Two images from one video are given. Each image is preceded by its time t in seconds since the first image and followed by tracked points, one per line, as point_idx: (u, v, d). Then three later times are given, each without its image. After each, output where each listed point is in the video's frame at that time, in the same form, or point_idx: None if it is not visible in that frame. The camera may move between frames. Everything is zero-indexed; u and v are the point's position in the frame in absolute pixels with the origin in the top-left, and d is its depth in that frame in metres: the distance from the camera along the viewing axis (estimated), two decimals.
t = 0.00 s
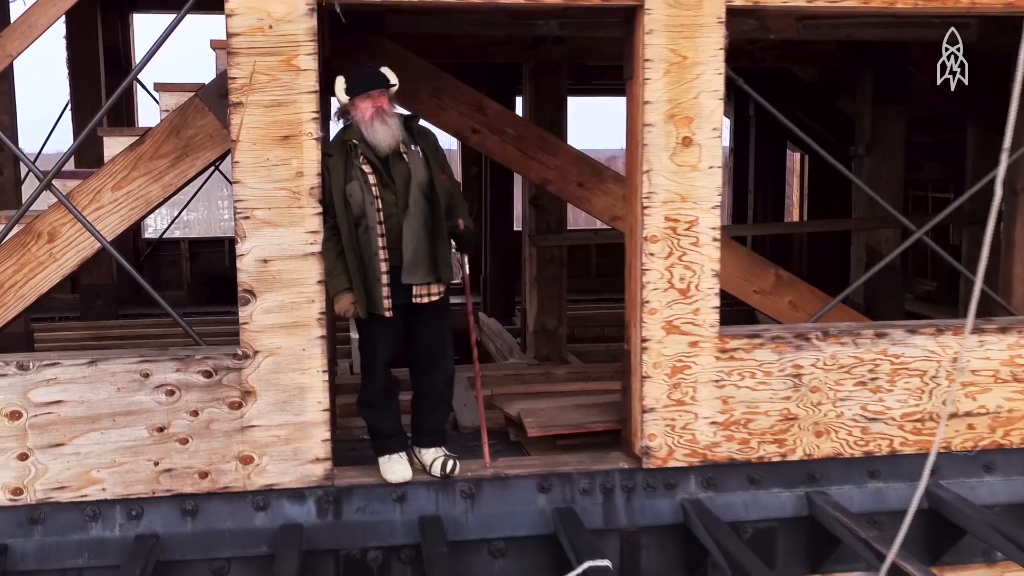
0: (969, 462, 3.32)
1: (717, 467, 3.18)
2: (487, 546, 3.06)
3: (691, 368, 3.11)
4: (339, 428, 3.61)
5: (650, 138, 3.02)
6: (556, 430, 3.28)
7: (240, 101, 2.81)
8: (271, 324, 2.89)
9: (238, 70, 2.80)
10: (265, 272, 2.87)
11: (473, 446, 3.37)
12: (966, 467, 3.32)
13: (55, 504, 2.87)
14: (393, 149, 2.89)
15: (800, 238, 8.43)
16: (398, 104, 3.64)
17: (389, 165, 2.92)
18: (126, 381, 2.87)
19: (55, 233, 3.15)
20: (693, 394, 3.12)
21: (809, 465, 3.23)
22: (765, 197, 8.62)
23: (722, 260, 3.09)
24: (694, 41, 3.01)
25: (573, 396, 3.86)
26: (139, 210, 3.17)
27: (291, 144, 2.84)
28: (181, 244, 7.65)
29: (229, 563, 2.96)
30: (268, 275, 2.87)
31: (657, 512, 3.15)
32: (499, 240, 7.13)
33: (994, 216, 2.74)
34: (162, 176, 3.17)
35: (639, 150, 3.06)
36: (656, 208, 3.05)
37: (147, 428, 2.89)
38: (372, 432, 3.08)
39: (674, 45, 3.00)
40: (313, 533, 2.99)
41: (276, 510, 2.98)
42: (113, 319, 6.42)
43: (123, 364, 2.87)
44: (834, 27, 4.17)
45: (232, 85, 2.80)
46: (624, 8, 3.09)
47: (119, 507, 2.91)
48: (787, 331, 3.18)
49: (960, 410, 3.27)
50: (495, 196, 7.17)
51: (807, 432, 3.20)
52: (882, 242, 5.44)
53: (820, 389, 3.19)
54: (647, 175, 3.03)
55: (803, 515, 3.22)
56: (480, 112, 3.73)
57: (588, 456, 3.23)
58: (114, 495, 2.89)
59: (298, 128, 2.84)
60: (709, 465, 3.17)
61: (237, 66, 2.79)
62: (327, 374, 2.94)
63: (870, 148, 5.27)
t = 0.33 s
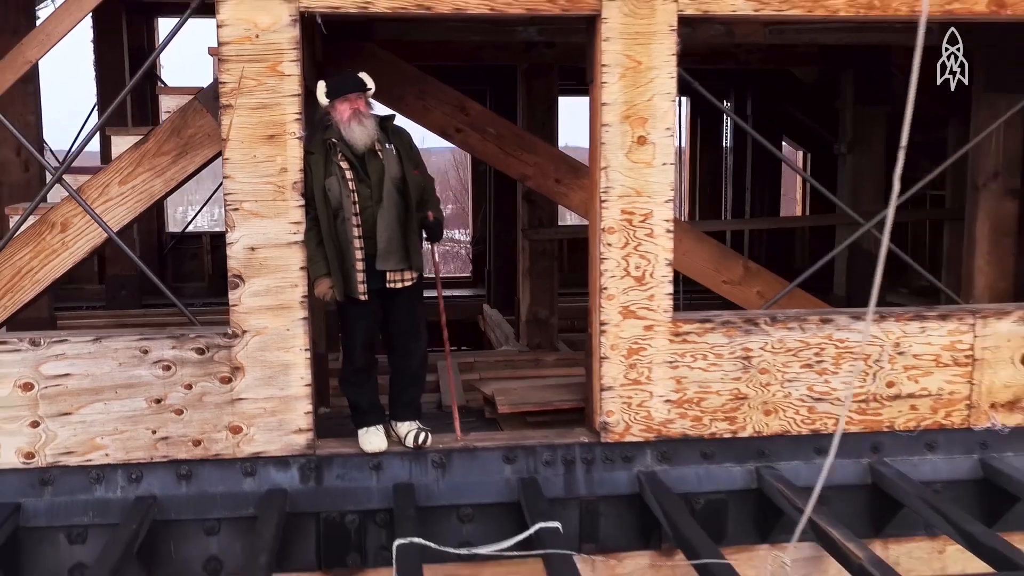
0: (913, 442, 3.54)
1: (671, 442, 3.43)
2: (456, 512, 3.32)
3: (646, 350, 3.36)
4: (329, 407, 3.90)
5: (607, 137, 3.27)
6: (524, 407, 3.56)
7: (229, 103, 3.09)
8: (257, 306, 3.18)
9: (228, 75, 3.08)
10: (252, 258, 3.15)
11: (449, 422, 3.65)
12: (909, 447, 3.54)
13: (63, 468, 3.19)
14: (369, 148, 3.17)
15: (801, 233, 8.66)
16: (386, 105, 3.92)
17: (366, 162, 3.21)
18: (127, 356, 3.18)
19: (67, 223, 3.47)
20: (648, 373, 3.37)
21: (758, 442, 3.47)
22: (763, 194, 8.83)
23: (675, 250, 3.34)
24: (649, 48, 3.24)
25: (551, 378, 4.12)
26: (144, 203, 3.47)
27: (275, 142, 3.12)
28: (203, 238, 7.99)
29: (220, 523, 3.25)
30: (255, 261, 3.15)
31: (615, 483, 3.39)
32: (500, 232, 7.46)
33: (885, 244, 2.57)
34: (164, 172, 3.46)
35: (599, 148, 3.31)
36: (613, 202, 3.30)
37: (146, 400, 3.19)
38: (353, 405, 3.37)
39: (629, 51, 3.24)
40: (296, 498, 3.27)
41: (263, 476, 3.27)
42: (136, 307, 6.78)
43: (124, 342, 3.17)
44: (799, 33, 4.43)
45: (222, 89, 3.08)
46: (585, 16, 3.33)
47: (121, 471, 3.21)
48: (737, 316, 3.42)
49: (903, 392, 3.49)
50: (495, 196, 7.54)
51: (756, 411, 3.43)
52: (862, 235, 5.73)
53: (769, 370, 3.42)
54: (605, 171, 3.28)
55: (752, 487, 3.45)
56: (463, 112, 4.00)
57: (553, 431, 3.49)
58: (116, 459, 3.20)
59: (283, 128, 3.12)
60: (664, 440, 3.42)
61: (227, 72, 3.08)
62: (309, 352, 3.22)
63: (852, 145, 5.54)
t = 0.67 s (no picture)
0: (851, 419, 3.80)
1: (623, 416, 3.72)
2: (424, 478, 3.64)
3: (599, 331, 3.66)
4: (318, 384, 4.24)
5: (563, 135, 3.56)
6: (491, 383, 3.87)
7: (218, 105, 3.42)
8: (243, 288, 3.51)
9: (217, 80, 3.41)
10: (239, 245, 3.48)
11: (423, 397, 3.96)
12: (848, 423, 3.80)
13: (70, 432, 3.55)
14: (344, 145, 3.51)
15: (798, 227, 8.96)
16: (372, 106, 4.26)
17: (342, 158, 3.54)
18: (127, 333, 3.53)
19: (78, 213, 3.83)
20: (602, 352, 3.67)
21: (705, 417, 3.76)
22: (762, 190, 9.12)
23: (626, 239, 3.62)
24: (601, 54, 3.53)
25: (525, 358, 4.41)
26: (146, 195, 3.83)
27: (260, 140, 3.45)
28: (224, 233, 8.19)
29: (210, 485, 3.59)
30: (242, 248, 3.49)
31: (571, 453, 3.69)
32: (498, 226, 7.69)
33: (782, 264, 3.18)
34: (164, 167, 3.81)
35: (555, 145, 3.61)
36: (568, 194, 3.60)
37: (144, 371, 3.55)
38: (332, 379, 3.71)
39: (583, 57, 3.53)
40: (279, 462, 3.61)
41: (249, 443, 3.61)
42: (156, 297, 7.17)
43: (125, 320, 3.53)
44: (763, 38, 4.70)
45: (211, 92, 3.41)
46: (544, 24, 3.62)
47: (122, 436, 3.57)
48: (684, 300, 3.70)
49: (841, 372, 3.76)
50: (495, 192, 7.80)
51: (703, 388, 3.72)
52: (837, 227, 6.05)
53: (714, 350, 3.71)
54: (561, 167, 3.58)
55: (698, 459, 3.74)
56: (444, 113, 4.31)
57: (517, 406, 3.80)
58: (117, 426, 3.56)
59: (266, 128, 3.45)
60: (616, 415, 3.72)
61: (216, 76, 3.41)
62: (290, 331, 3.55)
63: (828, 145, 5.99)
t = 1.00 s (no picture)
0: (798, 396, 4.10)
1: (585, 390, 4.07)
2: (404, 445, 4.02)
3: (563, 312, 4.01)
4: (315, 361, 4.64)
5: (529, 134, 3.92)
6: (468, 360, 4.25)
7: (218, 107, 3.82)
8: (241, 271, 3.92)
9: (216, 84, 3.82)
10: (237, 232, 3.90)
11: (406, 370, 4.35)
12: (795, 400, 4.09)
13: (88, 399, 3.98)
14: (330, 143, 3.89)
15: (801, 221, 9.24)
16: (371, 109, 4.71)
17: (329, 154, 3.93)
18: (137, 310, 3.96)
19: (98, 204, 4.26)
20: (565, 332, 4.02)
21: (662, 392, 4.10)
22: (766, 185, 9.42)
23: (587, 229, 3.97)
24: (563, 60, 3.88)
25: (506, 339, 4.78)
26: (158, 187, 4.24)
27: (255, 138, 3.84)
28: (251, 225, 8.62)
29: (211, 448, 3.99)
30: (239, 235, 3.90)
31: (536, 424, 4.03)
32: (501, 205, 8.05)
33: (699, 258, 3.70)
34: (174, 162, 4.23)
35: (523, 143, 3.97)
36: (534, 187, 3.95)
37: (152, 345, 3.97)
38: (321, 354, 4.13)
39: (546, 63, 3.88)
40: (272, 429, 4.00)
41: (245, 411, 4.01)
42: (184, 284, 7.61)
43: (135, 298, 3.96)
44: (734, 43, 5.04)
45: (211, 95, 3.82)
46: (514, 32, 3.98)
47: (133, 403, 4.00)
48: (642, 285, 4.04)
49: (788, 352, 4.07)
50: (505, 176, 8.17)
51: (658, 365, 4.07)
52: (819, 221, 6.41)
53: (669, 331, 4.05)
54: (527, 163, 3.94)
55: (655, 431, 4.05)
56: (432, 114, 4.71)
57: (490, 381, 4.17)
58: (128, 393, 3.99)
59: (260, 127, 3.84)
60: (579, 389, 4.07)
61: (215, 81, 3.81)
62: (282, 310, 3.95)
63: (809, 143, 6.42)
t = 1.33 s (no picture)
0: (757, 375, 4.47)
1: (561, 368, 4.46)
2: (396, 415, 4.47)
3: (540, 297, 4.41)
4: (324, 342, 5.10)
5: (508, 134, 4.32)
6: (457, 341, 4.67)
7: (230, 110, 4.29)
8: (250, 257, 4.38)
9: (229, 90, 4.28)
10: (247, 222, 4.36)
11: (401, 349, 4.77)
12: (754, 379, 4.47)
13: (116, 370, 4.47)
14: (329, 142, 4.32)
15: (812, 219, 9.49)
16: (379, 112, 5.19)
17: (328, 153, 4.36)
18: (159, 291, 4.44)
19: (128, 197, 4.74)
20: (542, 314, 4.42)
21: (630, 370, 4.47)
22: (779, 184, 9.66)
23: (561, 221, 4.36)
24: (539, 67, 4.28)
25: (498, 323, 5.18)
26: (181, 182, 4.71)
27: (262, 139, 4.30)
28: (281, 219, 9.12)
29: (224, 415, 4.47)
30: (249, 224, 4.36)
31: (515, 398, 4.45)
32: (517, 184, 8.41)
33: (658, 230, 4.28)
34: (195, 160, 4.69)
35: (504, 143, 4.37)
36: (513, 183, 4.35)
37: (172, 323, 4.45)
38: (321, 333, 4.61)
39: (524, 70, 4.28)
40: (278, 399, 4.46)
41: (255, 382, 4.48)
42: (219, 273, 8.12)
43: (158, 281, 4.43)
44: (714, 49, 5.45)
45: (224, 100, 4.28)
46: (496, 43, 4.38)
47: (155, 374, 4.49)
48: (612, 272, 4.43)
49: (747, 335, 4.43)
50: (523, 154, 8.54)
51: (627, 346, 4.43)
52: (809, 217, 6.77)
53: (637, 315, 4.42)
54: (507, 160, 4.34)
55: (624, 406, 4.46)
56: (431, 116, 5.11)
57: (476, 359, 4.58)
58: (151, 365, 4.47)
59: (267, 128, 4.30)
60: (555, 366, 4.46)
61: (228, 87, 4.28)
62: (287, 292, 4.40)
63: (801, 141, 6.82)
